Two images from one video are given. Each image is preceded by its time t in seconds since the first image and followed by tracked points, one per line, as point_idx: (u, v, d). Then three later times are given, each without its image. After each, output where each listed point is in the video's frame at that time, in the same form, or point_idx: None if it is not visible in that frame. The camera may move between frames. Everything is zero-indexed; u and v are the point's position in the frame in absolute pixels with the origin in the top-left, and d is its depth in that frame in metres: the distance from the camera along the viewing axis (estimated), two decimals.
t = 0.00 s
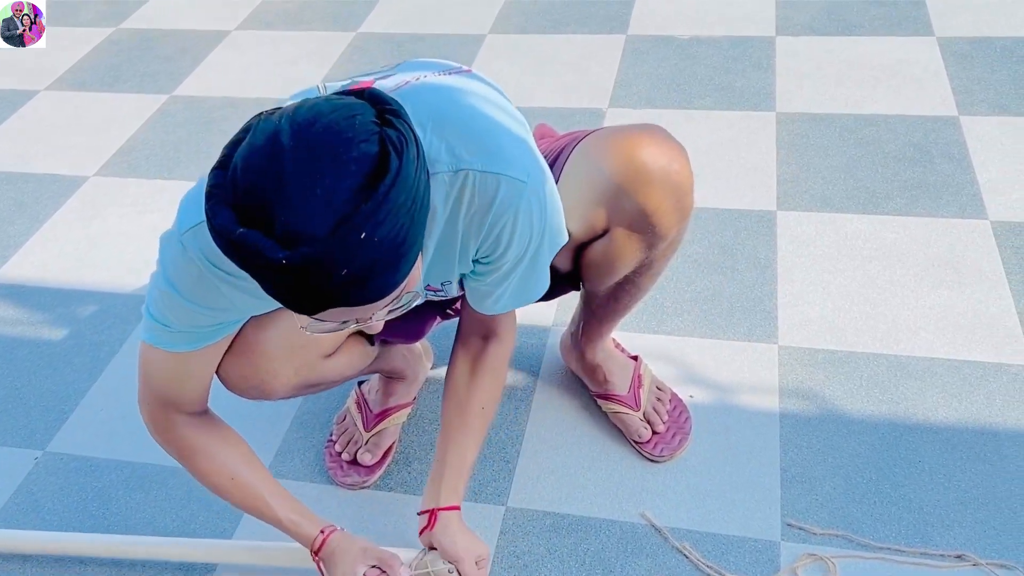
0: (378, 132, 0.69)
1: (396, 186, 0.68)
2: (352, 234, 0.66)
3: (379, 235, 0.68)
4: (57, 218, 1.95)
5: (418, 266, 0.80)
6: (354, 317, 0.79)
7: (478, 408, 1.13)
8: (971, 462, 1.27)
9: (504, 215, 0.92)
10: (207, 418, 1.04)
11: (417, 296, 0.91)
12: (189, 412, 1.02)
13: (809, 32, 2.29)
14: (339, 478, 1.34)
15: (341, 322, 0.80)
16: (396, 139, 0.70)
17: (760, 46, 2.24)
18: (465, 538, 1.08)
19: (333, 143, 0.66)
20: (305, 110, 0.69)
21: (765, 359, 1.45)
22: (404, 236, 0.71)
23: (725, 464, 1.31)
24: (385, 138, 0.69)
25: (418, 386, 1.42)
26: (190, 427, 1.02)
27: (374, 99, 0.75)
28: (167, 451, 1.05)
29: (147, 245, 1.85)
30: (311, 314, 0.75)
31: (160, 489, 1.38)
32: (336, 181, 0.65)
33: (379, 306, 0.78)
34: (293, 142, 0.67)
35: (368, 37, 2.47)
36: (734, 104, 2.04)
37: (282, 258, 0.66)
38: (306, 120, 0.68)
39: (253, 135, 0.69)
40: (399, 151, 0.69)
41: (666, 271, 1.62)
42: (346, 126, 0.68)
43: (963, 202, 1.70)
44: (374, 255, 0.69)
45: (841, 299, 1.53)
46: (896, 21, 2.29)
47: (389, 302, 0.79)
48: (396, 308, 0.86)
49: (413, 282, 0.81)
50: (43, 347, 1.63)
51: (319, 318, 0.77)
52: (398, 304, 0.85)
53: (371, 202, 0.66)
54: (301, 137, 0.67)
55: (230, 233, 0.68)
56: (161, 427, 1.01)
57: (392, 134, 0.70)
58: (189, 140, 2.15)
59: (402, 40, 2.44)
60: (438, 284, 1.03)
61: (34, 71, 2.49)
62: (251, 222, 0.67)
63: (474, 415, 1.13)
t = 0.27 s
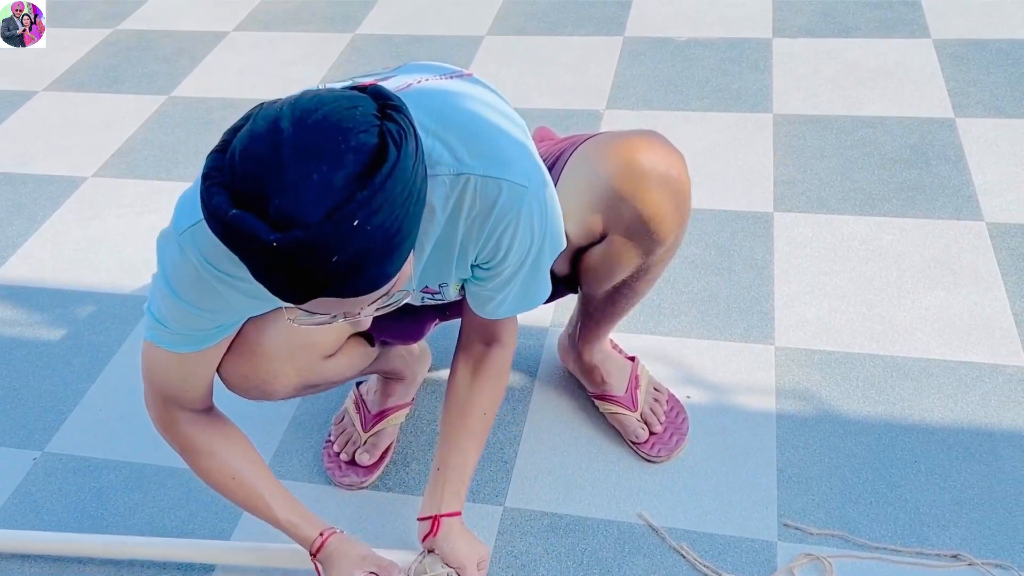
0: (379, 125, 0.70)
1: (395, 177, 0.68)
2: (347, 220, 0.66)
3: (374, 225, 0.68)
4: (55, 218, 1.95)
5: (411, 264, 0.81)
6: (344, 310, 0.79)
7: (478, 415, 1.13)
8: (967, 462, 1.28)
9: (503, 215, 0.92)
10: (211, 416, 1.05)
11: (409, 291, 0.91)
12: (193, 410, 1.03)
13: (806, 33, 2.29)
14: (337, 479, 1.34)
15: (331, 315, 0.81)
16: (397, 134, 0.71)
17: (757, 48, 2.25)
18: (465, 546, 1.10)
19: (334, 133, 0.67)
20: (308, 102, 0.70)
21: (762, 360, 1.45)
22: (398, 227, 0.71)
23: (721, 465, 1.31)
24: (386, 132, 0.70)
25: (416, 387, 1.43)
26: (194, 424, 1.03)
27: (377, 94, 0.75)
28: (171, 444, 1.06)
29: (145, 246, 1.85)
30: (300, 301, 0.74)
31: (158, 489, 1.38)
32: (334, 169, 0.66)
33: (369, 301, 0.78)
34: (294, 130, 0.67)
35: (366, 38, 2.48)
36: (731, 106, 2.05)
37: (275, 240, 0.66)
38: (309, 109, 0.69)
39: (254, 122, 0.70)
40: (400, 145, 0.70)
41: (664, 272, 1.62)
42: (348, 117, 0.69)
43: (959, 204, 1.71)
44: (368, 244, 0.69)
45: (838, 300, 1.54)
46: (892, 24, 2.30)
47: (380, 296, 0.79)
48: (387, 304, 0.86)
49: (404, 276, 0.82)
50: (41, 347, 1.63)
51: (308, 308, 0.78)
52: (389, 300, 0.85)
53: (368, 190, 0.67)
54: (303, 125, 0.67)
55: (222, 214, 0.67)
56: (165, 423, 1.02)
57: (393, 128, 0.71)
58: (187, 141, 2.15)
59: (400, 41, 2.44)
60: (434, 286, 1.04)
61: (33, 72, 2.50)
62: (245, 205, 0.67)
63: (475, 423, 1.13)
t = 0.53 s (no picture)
0: (384, 137, 0.70)
1: (399, 192, 0.68)
2: (351, 238, 0.66)
3: (378, 240, 0.68)
4: (56, 220, 1.95)
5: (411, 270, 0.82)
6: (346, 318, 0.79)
7: (483, 417, 1.13)
8: (968, 463, 1.28)
9: (505, 219, 0.92)
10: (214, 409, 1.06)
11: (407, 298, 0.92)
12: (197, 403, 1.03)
13: (806, 35, 2.30)
14: (339, 479, 1.35)
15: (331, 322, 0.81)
16: (402, 146, 0.70)
17: (757, 50, 2.26)
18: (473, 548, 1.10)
19: (339, 147, 0.67)
20: (313, 111, 0.69)
21: (762, 361, 1.46)
22: (400, 242, 0.71)
23: (723, 466, 1.31)
24: (390, 144, 0.70)
25: (417, 388, 1.43)
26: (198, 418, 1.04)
27: (380, 102, 0.75)
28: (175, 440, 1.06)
29: (146, 247, 1.86)
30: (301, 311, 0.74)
31: (160, 490, 1.38)
32: (339, 186, 0.66)
33: (371, 309, 0.78)
34: (299, 143, 0.67)
35: (367, 39, 2.48)
36: (731, 107, 2.05)
37: (278, 256, 0.66)
38: (314, 122, 0.68)
39: (258, 128, 0.70)
40: (405, 158, 0.70)
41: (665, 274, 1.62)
42: (352, 129, 0.68)
43: (959, 205, 1.72)
44: (371, 259, 0.69)
45: (838, 301, 1.54)
46: (892, 25, 2.31)
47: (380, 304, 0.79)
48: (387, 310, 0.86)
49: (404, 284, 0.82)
50: (43, 348, 1.63)
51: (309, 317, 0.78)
52: (389, 307, 0.86)
53: (372, 207, 0.67)
54: (307, 139, 0.67)
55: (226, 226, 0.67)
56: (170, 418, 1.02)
57: (398, 140, 0.71)
58: (188, 143, 2.15)
59: (400, 42, 2.44)
60: (435, 287, 1.03)
61: (33, 73, 2.50)
62: (249, 219, 0.67)
63: (479, 424, 1.12)
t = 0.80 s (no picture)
0: (362, 121, 0.70)
1: (370, 175, 0.68)
2: (317, 218, 0.66)
3: (348, 222, 0.68)
4: (57, 219, 1.95)
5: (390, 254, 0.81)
6: (322, 301, 0.79)
7: (482, 414, 1.12)
8: (970, 464, 1.28)
9: (496, 208, 0.92)
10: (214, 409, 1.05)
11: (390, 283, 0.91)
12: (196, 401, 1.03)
13: (808, 35, 2.29)
14: (338, 479, 1.34)
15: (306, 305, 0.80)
16: (379, 129, 0.70)
17: (759, 50, 2.25)
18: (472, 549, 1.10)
19: (312, 129, 0.67)
20: (292, 95, 0.70)
21: (763, 361, 1.45)
22: (373, 225, 0.71)
23: (723, 466, 1.31)
24: (367, 128, 0.70)
25: (417, 387, 1.43)
26: (196, 415, 1.03)
27: (367, 88, 0.75)
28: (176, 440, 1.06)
29: (147, 247, 1.86)
30: (276, 292, 0.75)
31: (160, 489, 1.38)
32: (309, 168, 0.66)
33: (348, 292, 0.78)
34: (273, 125, 0.67)
35: (368, 39, 2.48)
36: (732, 108, 2.05)
37: (245, 234, 0.66)
38: (291, 104, 0.69)
39: (238, 110, 0.70)
40: (380, 141, 0.69)
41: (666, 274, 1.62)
42: (329, 112, 0.68)
43: (961, 205, 1.71)
44: (341, 241, 0.69)
45: (839, 302, 1.54)
46: (894, 26, 2.30)
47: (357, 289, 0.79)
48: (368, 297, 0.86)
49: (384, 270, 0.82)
50: (43, 347, 1.63)
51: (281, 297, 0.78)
52: (372, 292, 0.85)
53: (340, 188, 0.67)
54: (282, 121, 0.67)
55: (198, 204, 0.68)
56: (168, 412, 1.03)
57: (376, 124, 0.70)
58: (189, 143, 2.15)
59: (401, 42, 2.44)
60: (431, 278, 1.03)
61: (35, 73, 2.50)
62: (221, 197, 0.68)
63: (479, 422, 1.12)
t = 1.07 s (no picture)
0: (330, 80, 0.71)
1: (328, 126, 0.68)
2: (271, 165, 0.67)
3: (307, 171, 0.69)
4: (61, 219, 1.96)
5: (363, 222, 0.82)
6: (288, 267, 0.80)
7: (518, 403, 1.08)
8: (970, 466, 1.28)
9: (483, 170, 0.91)
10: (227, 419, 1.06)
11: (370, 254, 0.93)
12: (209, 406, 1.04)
13: (809, 37, 2.30)
14: (340, 478, 1.35)
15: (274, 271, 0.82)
16: (346, 86, 0.71)
17: (761, 52, 2.26)
18: (494, 537, 1.08)
19: (275, 84, 0.68)
20: (263, 57, 0.71)
21: (764, 362, 1.46)
22: (336, 181, 0.71)
23: (724, 467, 1.31)
24: (332, 85, 0.70)
25: (419, 387, 1.43)
26: (208, 421, 1.04)
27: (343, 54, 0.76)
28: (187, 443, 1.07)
29: (151, 247, 1.86)
30: (244, 250, 0.76)
31: (163, 488, 1.39)
32: (268, 118, 0.67)
33: (318, 256, 0.79)
34: (240, 81, 0.69)
35: (371, 41, 2.48)
36: (735, 109, 2.05)
37: (201, 181, 0.67)
38: (259, 64, 0.70)
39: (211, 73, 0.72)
40: (343, 96, 0.70)
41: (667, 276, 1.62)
42: (296, 70, 0.70)
43: (962, 207, 1.71)
44: (301, 191, 0.69)
45: (841, 304, 1.54)
46: (896, 28, 2.30)
47: (326, 255, 0.79)
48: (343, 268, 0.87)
49: (356, 240, 0.83)
50: (46, 347, 1.64)
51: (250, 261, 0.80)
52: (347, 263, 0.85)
53: (297, 138, 0.67)
54: (248, 79, 0.69)
55: (161, 157, 0.69)
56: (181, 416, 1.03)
57: (344, 83, 0.71)
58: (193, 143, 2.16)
59: (404, 43, 2.45)
60: (439, 259, 1.04)
61: (39, 74, 2.51)
62: (184, 147, 0.69)
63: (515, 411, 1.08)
